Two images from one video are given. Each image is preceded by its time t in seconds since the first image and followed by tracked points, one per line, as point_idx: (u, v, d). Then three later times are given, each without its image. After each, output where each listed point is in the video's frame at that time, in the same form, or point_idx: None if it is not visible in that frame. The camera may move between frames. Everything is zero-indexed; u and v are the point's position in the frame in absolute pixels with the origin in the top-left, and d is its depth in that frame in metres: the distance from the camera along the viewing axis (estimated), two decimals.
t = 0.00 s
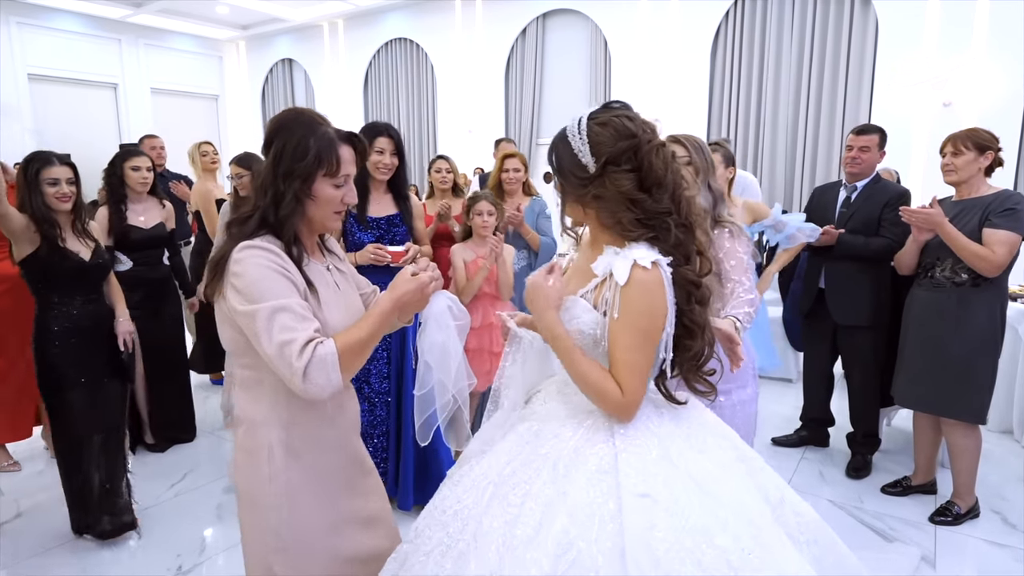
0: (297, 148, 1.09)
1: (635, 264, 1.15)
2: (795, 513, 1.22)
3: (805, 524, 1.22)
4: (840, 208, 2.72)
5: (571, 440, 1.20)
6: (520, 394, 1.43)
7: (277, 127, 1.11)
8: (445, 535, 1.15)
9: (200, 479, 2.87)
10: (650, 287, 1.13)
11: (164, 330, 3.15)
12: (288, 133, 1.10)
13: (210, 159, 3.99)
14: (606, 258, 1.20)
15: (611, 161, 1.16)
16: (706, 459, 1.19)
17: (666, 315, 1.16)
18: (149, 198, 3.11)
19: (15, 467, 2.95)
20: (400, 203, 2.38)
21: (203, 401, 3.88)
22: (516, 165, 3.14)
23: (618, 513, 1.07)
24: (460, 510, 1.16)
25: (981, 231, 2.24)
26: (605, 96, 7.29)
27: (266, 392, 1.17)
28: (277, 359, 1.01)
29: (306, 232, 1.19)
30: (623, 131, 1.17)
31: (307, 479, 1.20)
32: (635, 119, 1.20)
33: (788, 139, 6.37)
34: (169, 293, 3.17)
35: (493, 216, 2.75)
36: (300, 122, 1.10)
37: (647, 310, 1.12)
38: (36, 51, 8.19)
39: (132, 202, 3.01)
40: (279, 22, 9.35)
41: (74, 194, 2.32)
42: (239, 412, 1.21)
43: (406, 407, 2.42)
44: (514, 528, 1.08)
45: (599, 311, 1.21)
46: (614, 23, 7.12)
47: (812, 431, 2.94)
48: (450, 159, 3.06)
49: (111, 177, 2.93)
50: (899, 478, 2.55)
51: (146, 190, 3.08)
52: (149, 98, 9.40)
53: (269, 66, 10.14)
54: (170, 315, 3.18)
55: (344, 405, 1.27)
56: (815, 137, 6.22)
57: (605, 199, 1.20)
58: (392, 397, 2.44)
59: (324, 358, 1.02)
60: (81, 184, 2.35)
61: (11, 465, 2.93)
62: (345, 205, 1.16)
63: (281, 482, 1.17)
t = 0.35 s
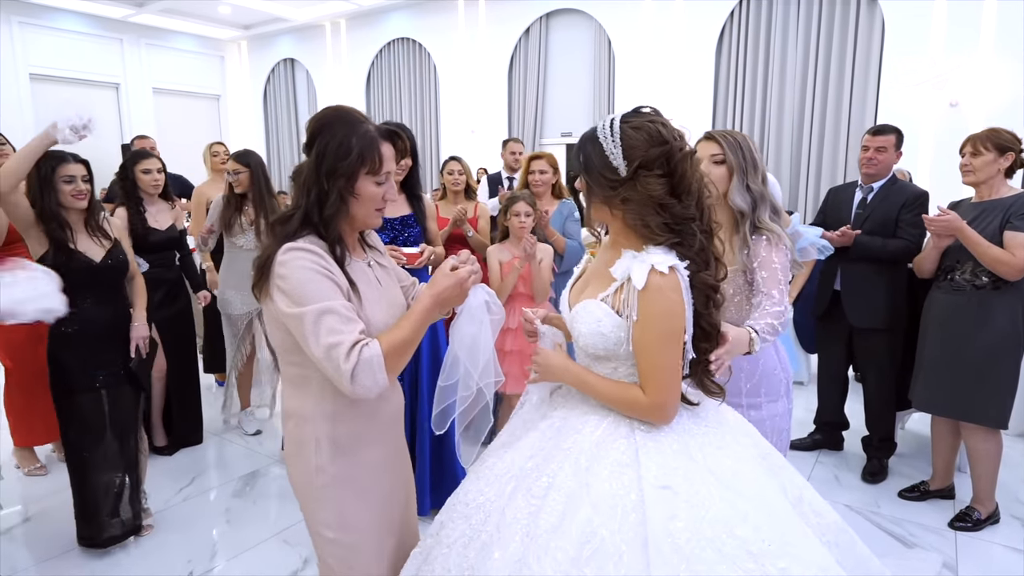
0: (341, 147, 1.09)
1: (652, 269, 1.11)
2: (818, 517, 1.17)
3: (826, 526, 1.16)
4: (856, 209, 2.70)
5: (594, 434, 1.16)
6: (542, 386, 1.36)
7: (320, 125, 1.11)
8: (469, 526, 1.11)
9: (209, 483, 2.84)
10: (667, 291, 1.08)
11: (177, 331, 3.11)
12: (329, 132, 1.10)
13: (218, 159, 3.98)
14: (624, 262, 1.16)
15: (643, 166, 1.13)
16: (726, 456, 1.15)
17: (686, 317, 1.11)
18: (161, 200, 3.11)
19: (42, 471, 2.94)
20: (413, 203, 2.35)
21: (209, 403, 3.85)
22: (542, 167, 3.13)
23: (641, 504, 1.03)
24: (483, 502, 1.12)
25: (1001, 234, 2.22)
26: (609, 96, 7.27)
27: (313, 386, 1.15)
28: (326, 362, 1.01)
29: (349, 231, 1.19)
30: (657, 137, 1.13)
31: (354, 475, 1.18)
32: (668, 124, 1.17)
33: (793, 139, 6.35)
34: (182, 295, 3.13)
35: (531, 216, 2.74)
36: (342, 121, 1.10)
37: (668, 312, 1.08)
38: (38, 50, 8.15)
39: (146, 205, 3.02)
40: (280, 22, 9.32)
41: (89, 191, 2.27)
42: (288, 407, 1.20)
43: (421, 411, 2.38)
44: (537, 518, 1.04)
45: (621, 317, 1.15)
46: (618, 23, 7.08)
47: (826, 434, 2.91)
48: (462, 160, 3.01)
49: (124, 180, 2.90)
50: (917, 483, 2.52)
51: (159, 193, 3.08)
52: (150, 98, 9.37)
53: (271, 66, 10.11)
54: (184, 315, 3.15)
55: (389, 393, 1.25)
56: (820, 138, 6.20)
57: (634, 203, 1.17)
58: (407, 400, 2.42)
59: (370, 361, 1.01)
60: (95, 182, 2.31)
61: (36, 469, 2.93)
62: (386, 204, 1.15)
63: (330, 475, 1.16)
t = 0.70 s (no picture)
0: (368, 137, 1.08)
1: (678, 257, 1.09)
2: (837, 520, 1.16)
3: (847, 525, 1.16)
4: (869, 208, 2.70)
5: (618, 430, 1.13)
6: (565, 383, 1.33)
7: (341, 123, 1.09)
8: (491, 526, 1.09)
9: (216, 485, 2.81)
10: (693, 280, 1.06)
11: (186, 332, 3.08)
12: (354, 126, 1.09)
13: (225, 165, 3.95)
14: (651, 252, 1.13)
15: (683, 170, 1.11)
16: (751, 452, 1.13)
17: (711, 308, 1.09)
18: (166, 199, 3.09)
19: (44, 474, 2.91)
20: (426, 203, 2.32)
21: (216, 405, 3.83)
22: (566, 165, 3.19)
23: (668, 500, 1.01)
24: (506, 502, 1.10)
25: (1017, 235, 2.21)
26: (612, 96, 7.26)
27: (332, 382, 1.14)
28: (361, 355, 1.00)
29: (385, 222, 1.18)
30: (697, 141, 1.12)
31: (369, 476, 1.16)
32: (702, 125, 1.15)
33: (797, 139, 6.34)
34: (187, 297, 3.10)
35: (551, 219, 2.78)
36: (364, 114, 1.09)
37: (693, 299, 1.05)
38: (38, 49, 8.12)
39: (147, 204, 3.00)
40: (281, 21, 9.29)
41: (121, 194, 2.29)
42: (304, 403, 1.19)
43: (433, 414, 2.35)
44: (563, 516, 1.01)
45: (646, 309, 1.12)
46: (620, 22, 7.06)
47: (837, 436, 2.90)
48: (471, 159, 3.05)
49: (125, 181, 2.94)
50: (930, 485, 2.51)
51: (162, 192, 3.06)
52: (151, 97, 9.34)
53: (272, 65, 10.08)
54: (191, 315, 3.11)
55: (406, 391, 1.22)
56: (824, 138, 6.18)
57: (677, 206, 1.15)
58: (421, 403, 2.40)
59: (403, 353, 1.00)
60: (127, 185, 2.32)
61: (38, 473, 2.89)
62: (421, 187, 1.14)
63: (341, 474, 1.13)
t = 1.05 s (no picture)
0: (360, 139, 1.08)
1: (696, 251, 1.10)
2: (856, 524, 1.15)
3: (862, 526, 1.15)
4: (867, 207, 2.71)
5: (639, 433, 1.12)
6: (581, 384, 1.33)
7: (334, 128, 1.10)
8: (508, 531, 1.07)
9: (213, 487, 2.79)
10: (712, 273, 1.06)
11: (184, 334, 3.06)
12: (347, 128, 1.09)
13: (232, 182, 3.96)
14: (667, 247, 1.14)
15: (704, 167, 1.12)
16: (774, 455, 1.12)
17: (730, 303, 1.09)
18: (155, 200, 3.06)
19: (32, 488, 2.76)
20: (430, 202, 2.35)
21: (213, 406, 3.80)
22: (565, 164, 3.19)
23: (692, 506, 1.00)
24: (523, 506, 1.09)
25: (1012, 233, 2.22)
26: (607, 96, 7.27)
27: (335, 390, 1.13)
28: (372, 354, 0.97)
29: (382, 225, 1.17)
30: (721, 138, 1.13)
31: (372, 485, 1.15)
32: (723, 120, 1.16)
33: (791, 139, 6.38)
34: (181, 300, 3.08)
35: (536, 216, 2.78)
36: (356, 117, 1.09)
37: (713, 293, 1.05)
38: (26, 48, 8.04)
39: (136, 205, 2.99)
40: (273, 19, 9.24)
41: (125, 188, 2.26)
42: (305, 414, 1.17)
43: (435, 412, 2.35)
44: (583, 522, 1.01)
45: (665, 306, 1.12)
46: (615, 22, 7.08)
47: (836, 433, 2.92)
48: (472, 162, 3.05)
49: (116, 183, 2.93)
50: (928, 481, 2.53)
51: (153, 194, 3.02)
52: (141, 96, 9.26)
53: (264, 64, 10.02)
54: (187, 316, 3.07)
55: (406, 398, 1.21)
56: (817, 139, 6.22)
57: (698, 203, 1.16)
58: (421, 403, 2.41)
59: (418, 350, 0.97)
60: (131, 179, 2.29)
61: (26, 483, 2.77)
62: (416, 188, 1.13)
63: (346, 481, 1.12)
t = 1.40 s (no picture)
0: (356, 133, 1.09)
1: (689, 251, 1.11)
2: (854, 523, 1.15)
3: (860, 525, 1.15)
4: (850, 207, 2.75)
5: (637, 439, 1.11)
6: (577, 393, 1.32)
7: (331, 123, 1.11)
8: (504, 540, 1.06)
9: (201, 489, 2.77)
10: (705, 274, 1.07)
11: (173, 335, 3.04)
12: (343, 125, 1.10)
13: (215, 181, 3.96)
14: (659, 247, 1.16)
15: (693, 163, 1.13)
16: (772, 458, 1.12)
17: (726, 302, 1.09)
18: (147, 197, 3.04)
19: (16, 491, 2.71)
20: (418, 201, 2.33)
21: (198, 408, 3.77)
22: (540, 163, 3.21)
23: (691, 513, 1.00)
24: (519, 515, 1.07)
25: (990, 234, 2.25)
26: (593, 96, 7.30)
27: (354, 388, 1.14)
28: (400, 329, 0.98)
29: (385, 219, 1.18)
30: (709, 134, 1.14)
31: (394, 476, 1.16)
32: (710, 116, 1.17)
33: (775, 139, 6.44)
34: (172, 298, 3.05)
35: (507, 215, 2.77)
36: (350, 112, 1.10)
37: (709, 295, 1.06)
38: (6, 45, 7.91)
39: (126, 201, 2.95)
40: (259, 19, 9.18)
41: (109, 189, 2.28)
42: (326, 406, 1.18)
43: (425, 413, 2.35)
44: (581, 532, 1.00)
45: (660, 307, 1.13)
46: (601, 22, 7.12)
47: (820, 430, 2.95)
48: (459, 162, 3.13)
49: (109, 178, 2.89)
50: (910, 477, 2.57)
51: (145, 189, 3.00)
52: (124, 95, 9.15)
53: (249, 64, 9.95)
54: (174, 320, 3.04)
55: (425, 391, 1.23)
56: (800, 139, 6.29)
57: (691, 202, 1.16)
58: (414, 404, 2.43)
59: (448, 319, 0.98)
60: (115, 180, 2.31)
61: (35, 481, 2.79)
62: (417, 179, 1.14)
63: (368, 474, 1.13)
